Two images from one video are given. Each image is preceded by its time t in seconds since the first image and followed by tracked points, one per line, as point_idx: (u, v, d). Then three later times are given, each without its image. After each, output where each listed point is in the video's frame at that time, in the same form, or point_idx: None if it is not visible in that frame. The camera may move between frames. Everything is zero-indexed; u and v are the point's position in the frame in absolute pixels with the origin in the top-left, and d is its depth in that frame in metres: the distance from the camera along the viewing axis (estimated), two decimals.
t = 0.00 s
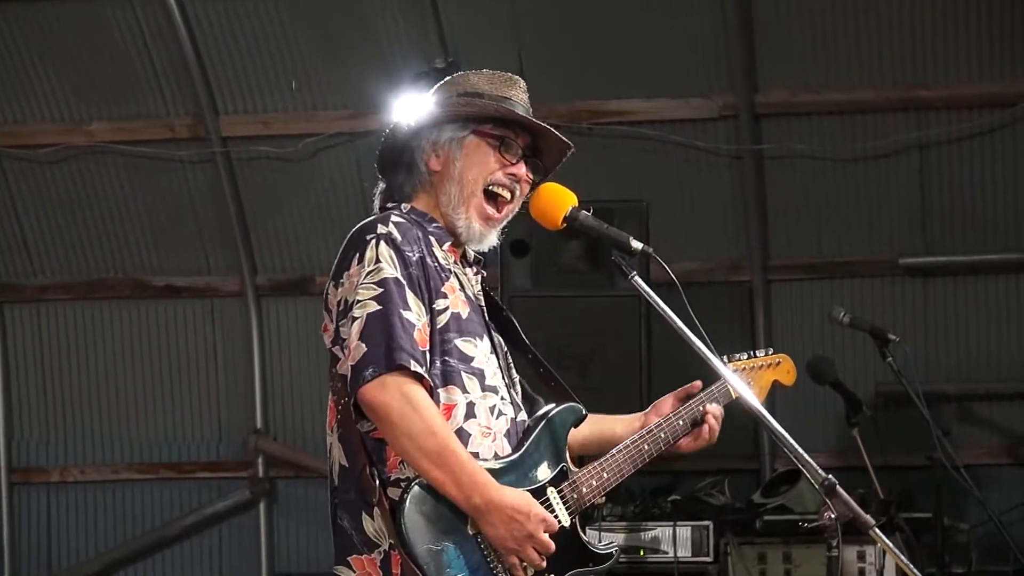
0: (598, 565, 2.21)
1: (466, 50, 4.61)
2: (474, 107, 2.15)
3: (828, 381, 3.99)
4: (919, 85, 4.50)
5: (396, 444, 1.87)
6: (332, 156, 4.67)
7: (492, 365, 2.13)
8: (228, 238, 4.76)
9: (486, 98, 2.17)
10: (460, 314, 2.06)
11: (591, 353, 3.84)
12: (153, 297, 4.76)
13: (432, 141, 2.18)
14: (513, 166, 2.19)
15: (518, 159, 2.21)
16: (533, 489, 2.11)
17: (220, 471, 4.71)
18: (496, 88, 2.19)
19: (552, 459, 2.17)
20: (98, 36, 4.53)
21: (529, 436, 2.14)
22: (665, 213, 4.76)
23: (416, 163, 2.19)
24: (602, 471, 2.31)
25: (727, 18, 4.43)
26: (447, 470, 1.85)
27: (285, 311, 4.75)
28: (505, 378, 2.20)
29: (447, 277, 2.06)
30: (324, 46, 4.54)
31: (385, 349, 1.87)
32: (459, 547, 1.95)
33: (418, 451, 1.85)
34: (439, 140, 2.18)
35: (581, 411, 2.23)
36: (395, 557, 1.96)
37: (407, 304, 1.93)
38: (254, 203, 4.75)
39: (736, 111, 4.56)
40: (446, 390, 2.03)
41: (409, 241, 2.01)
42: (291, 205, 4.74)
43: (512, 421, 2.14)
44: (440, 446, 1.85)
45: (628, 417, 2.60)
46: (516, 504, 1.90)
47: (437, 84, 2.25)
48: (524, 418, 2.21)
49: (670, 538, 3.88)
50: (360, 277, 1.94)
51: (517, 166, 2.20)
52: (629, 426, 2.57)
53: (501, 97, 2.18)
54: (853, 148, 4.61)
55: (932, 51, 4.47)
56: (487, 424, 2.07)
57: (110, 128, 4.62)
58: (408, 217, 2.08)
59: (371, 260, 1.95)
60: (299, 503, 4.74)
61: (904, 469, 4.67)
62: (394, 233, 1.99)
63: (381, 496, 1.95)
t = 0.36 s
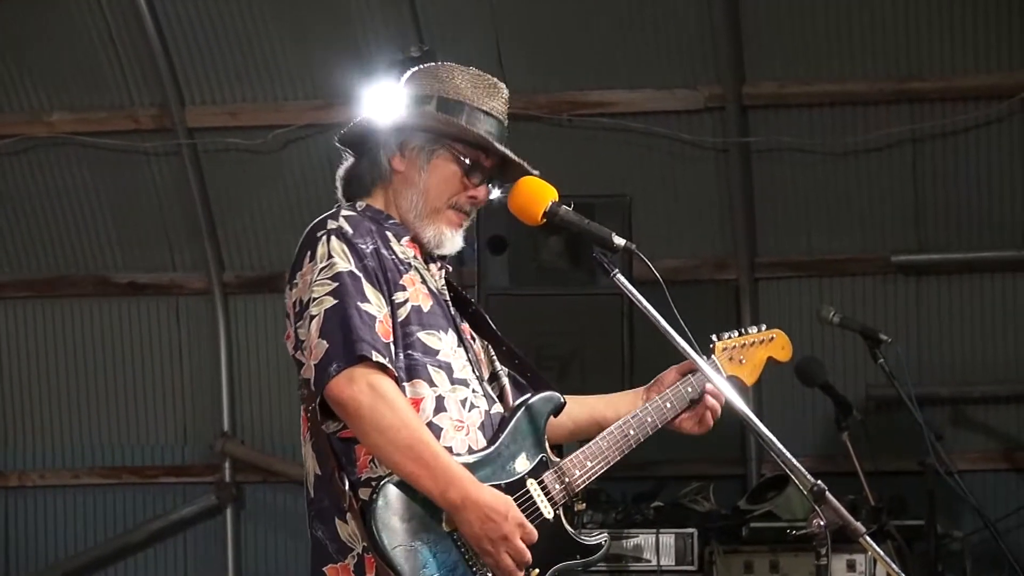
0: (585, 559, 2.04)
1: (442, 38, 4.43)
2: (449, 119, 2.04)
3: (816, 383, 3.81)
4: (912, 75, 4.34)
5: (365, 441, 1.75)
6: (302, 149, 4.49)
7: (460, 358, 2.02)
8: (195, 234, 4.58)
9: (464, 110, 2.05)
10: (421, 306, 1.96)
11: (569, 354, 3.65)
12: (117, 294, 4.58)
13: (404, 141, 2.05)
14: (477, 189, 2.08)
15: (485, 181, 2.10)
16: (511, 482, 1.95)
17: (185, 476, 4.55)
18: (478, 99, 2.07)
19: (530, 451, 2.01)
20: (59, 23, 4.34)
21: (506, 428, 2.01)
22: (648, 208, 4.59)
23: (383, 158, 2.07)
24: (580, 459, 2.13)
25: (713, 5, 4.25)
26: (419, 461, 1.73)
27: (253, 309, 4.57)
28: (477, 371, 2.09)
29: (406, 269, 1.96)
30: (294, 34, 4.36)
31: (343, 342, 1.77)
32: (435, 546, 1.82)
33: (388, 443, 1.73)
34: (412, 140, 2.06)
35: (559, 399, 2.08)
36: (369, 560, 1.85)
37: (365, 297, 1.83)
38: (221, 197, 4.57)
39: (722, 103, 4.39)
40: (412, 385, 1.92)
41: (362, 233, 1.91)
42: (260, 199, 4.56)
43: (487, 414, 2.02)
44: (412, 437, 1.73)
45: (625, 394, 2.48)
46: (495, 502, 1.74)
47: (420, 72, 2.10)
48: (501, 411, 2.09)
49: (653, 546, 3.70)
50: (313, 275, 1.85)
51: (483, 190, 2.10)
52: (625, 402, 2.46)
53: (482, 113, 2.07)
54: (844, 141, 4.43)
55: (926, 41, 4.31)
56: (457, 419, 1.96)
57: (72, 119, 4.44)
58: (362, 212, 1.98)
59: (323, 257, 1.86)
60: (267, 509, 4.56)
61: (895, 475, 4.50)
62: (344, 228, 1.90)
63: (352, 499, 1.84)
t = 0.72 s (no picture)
0: (572, 560, 2.02)
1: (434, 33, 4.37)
2: (442, 127, 1.97)
3: (810, 384, 3.76)
4: (909, 72, 4.29)
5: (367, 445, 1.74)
6: (292, 145, 4.45)
7: (444, 358, 1.99)
8: (183, 231, 4.54)
9: (454, 116, 1.99)
10: (403, 308, 1.92)
11: (560, 354, 3.60)
12: (106, 292, 4.54)
13: (392, 144, 1.98)
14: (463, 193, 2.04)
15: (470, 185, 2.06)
16: (496, 485, 1.92)
17: (173, 475, 4.51)
18: (466, 103, 2.01)
19: (516, 452, 1.98)
20: (47, 18, 4.29)
21: (491, 429, 1.98)
22: (640, 206, 4.54)
23: (368, 156, 1.99)
24: (562, 462, 2.10)
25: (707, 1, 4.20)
26: (421, 467, 1.72)
27: (243, 307, 4.54)
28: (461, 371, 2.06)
29: (387, 271, 1.91)
30: (284, 29, 4.31)
31: (339, 347, 1.75)
32: (427, 551, 1.82)
33: (391, 448, 1.72)
34: (399, 141, 1.99)
35: (543, 400, 2.06)
36: (360, 565, 1.85)
37: (357, 298, 1.81)
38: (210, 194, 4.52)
39: (716, 99, 4.33)
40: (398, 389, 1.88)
41: (344, 234, 1.88)
42: (249, 196, 4.52)
43: (473, 415, 1.99)
44: (414, 444, 1.72)
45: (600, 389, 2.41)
46: (491, 515, 1.74)
47: (408, 67, 2.01)
48: (486, 411, 2.05)
49: (645, 547, 3.62)
50: (300, 281, 1.82)
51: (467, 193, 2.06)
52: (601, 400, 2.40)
53: (470, 117, 2.02)
54: (839, 138, 4.39)
55: (923, 37, 4.26)
56: (443, 421, 1.92)
57: (60, 114, 4.39)
58: (338, 215, 1.93)
59: (308, 261, 1.83)
60: (255, 510, 4.52)
61: (889, 476, 4.47)
62: (326, 230, 1.86)
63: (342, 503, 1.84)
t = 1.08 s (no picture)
0: (565, 543, 2.09)
1: (418, 32, 4.37)
2: (387, 105, 2.03)
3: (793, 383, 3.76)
4: (893, 71, 4.30)
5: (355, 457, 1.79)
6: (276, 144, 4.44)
7: (427, 354, 2.05)
8: (167, 230, 4.54)
9: (398, 92, 2.05)
10: (383, 308, 1.97)
11: (543, 353, 3.59)
12: (90, 290, 4.54)
13: (341, 130, 2.05)
14: (421, 168, 2.11)
15: (425, 159, 2.12)
16: (490, 476, 2.01)
17: (157, 474, 4.51)
18: (408, 78, 2.08)
19: (502, 443, 2.06)
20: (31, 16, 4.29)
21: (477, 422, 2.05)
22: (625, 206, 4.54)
23: (319, 146, 2.05)
24: (549, 448, 2.18)
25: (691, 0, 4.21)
26: (405, 475, 1.77)
27: (226, 306, 4.54)
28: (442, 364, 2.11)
29: (364, 272, 1.96)
30: (267, 27, 4.30)
31: (318, 364, 1.79)
32: (429, 549, 1.89)
33: (375, 459, 1.77)
34: (348, 127, 2.05)
35: (521, 388, 2.16)
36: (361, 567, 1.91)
37: (334, 309, 1.85)
38: (194, 193, 4.52)
39: (700, 99, 4.34)
40: (385, 387, 1.94)
41: (320, 241, 1.91)
42: (233, 195, 4.51)
43: (460, 410, 2.06)
44: (398, 453, 1.77)
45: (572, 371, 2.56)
46: (482, 508, 1.80)
47: (343, 54, 2.08)
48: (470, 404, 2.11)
49: (629, 546, 3.62)
50: (278, 298, 1.85)
51: (423, 168, 2.12)
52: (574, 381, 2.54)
53: (415, 92, 2.08)
54: (823, 139, 4.40)
55: (906, 36, 4.27)
56: (432, 418, 1.99)
57: (44, 113, 4.39)
58: (310, 213, 1.97)
59: (286, 277, 1.86)
60: (239, 509, 4.52)
61: (873, 475, 4.48)
62: (303, 239, 1.89)
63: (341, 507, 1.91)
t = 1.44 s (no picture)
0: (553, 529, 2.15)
1: (404, 31, 4.36)
2: (395, 115, 2.04)
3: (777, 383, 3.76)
4: (879, 71, 4.30)
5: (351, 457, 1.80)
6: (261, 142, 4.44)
7: (412, 352, 2.05)
8: (153, 228, 4.53)
9: (401, 99, 2.06)
10: (369, 308, 1.97)
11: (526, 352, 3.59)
12: (75, 288, 4.53)
13: (346, 134, 2.04)
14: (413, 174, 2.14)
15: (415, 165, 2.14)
16: (478, 469, 2.01)
17: (142, 473, 4.51)
18: (407, 85, 2.08)
19: (491, 433, 2.07)
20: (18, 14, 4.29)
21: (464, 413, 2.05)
22: (611, 205, 4.54)
23: (322, 148, 2.04)
24: (537, 429, 2.19)
25: None
26: (405, 467, 1.80)
27: (211, 304, 4.54)
28: (427, 360, 2.11)
29: (350, 272, 1.96)
30: (253, 26, 4.29)
31: (309, 368, 1.79)
32: (426, 547, 1.91)
33: (374, 455, 1.79)
34: (352, 131, 2.04)
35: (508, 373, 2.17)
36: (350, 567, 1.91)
37: (323, 312, 1.84)
38: (179, 191, 4.51)
39: (687, 98, 4.33)
40: (373, 387, 1.94)
41: (308, 244, 1.90)
42: (219, 193, 4.51)
43: (449, 402, 2.05)
44: (396, 446, 1.80)
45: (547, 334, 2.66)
46: (480, 494, 1.85)
47: (346, 55, 2.06)
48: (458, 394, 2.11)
49: (614, 546, 3.61)
50: (266, 301, 1.84)
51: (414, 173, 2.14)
52: (548, 344, 2.64)
53: (413, 98, 2.09)
54: (809, 138, 4.39)
55: (893, 36, 4.27)
56: (420, 415, 1.99)
57: (30, 111, 4.39)
58: (297, 215, 1.96)
59: (274, 280, 1.85)
60: (223, 507, 4.52)
61: (859, 475, 4.48)
62: (290, 243, 1.88)
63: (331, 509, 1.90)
